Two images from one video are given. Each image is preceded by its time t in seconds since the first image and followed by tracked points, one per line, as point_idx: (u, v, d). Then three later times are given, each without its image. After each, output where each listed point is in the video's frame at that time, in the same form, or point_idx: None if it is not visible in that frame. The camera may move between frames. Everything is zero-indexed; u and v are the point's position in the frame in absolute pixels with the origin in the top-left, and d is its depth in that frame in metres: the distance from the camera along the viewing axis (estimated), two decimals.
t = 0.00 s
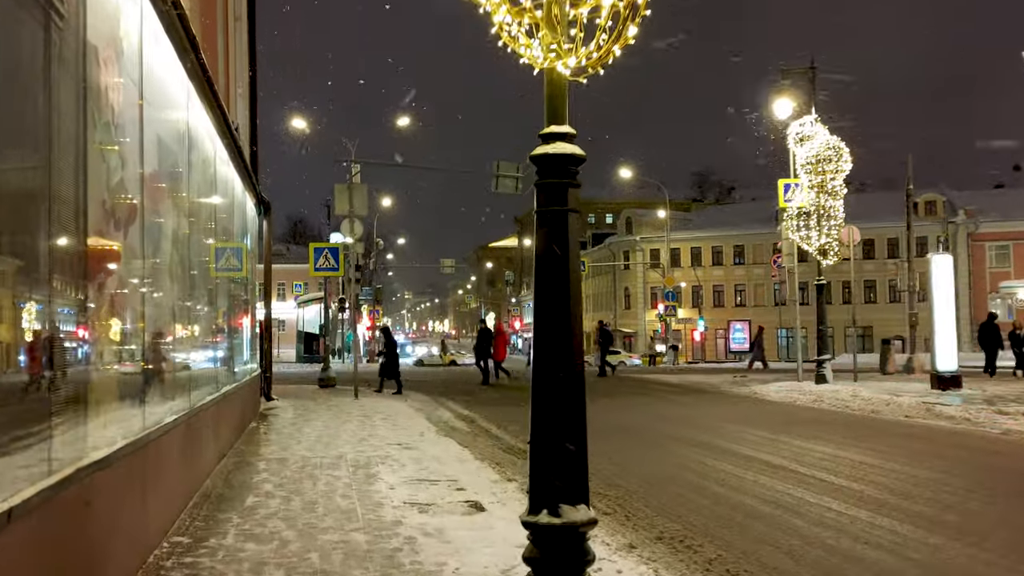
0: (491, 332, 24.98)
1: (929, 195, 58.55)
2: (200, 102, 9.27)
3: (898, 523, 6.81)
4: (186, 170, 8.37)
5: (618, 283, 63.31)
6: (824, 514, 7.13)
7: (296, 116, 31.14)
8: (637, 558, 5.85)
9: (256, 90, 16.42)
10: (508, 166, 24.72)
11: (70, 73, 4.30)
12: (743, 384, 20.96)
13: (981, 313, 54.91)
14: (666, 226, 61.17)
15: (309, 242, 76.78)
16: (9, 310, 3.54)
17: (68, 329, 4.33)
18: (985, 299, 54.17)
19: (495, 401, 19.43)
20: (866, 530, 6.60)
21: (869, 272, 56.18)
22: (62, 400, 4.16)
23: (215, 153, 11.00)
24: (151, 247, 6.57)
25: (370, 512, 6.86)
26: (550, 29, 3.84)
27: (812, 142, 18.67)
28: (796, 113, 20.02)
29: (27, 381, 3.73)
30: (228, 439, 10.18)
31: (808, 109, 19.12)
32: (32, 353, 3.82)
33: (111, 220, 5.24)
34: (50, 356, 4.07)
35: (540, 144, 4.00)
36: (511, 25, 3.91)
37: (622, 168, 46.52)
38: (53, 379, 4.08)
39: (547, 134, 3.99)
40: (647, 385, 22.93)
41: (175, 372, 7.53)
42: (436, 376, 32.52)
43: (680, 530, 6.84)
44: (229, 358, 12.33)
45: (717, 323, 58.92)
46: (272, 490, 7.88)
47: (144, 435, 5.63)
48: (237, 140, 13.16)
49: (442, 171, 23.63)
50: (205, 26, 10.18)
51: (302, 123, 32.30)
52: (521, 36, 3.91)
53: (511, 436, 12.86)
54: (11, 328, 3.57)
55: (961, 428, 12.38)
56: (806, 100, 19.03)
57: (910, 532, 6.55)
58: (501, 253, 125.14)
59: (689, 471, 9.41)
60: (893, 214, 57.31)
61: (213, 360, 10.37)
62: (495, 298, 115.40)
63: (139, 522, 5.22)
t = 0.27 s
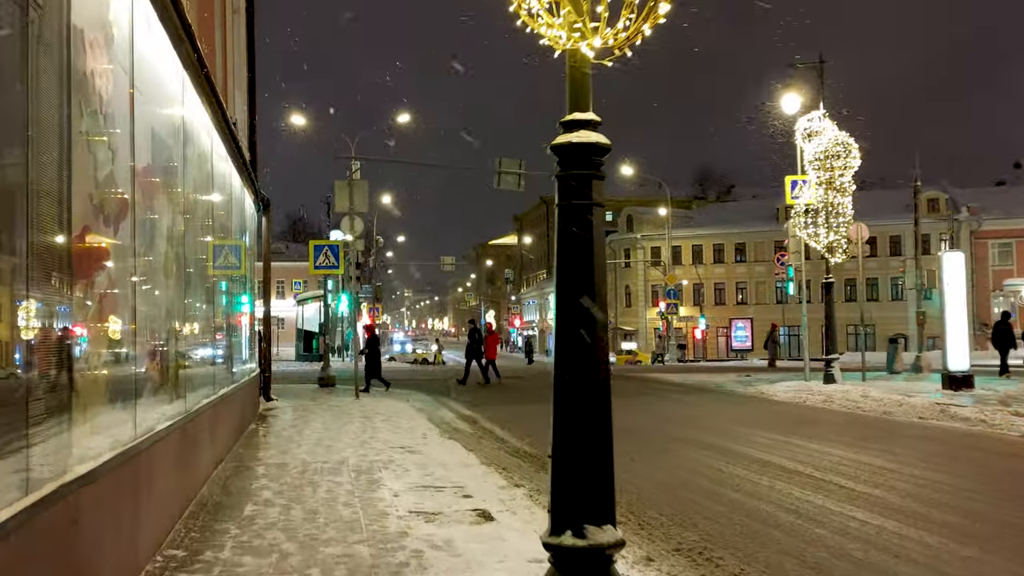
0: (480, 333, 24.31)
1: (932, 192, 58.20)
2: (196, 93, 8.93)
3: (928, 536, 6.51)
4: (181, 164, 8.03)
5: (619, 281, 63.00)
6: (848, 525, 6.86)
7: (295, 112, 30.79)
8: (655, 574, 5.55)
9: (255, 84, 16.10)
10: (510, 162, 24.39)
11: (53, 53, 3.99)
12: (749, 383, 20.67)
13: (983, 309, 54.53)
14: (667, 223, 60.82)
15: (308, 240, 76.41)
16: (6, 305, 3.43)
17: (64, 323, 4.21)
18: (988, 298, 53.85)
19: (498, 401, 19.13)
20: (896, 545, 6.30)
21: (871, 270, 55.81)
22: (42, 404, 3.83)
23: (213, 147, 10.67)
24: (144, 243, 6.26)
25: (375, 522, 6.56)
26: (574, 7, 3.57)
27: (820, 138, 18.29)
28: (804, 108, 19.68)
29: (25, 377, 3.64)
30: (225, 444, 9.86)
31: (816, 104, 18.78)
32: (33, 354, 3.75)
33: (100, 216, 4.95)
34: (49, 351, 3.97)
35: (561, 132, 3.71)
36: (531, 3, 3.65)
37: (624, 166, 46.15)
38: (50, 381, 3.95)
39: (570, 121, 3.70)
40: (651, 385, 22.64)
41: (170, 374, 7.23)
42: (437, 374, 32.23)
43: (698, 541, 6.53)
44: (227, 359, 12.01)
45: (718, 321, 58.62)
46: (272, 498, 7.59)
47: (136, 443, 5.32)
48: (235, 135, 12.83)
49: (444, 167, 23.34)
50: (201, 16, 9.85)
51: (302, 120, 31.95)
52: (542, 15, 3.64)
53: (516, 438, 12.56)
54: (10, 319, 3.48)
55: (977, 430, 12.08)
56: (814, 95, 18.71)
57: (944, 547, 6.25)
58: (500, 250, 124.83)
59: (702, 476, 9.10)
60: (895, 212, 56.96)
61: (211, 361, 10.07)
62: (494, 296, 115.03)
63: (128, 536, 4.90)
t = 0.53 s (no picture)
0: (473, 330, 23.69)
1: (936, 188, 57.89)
2: (193, 77, 8.60)
3: (961, 540, 6.24)
4: (178, 150, 7.72)
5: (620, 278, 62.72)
6: (876, 529, 6.58)
7: (295, 107, 30.49)
8: None
9: (255, 75, 15.82)
10: (514, 157, 24.09)
11: (35, 19, 3.68)
12: (756, 380, 20.41)
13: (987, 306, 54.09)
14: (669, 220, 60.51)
15: (308, 237, 76.20)
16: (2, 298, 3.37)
17: (60, 319, 4.11)
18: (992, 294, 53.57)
19: (501, 398, 18.86)
20: (929, 549, 6.02)
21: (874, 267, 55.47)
22: (20, 402, 3.53)
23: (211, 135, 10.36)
24: (139, 230, 5.96)
25: (382, 525, 6.28)
26: None
27: (830, 130, 17.91)
28: (812, 101, 19.37)
29: (22, 373, 3.57)
30: (224, 442, 9.57)
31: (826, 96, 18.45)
32: (32, 353, 3.68)
33: (88, 202, 4.65)
34: (45, 348, 3.88)
35: (589, 103, 3.42)
36: None
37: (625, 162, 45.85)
38: (31, 376, 3.67)
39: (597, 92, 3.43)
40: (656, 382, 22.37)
41: (166, 371, 6.93)
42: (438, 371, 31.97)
43: (719, 545, 6.23)
44: (226, 355, 11.71)
45: (720, 318, 58.35)
46: (273, 499, 7.30)
47: (128, 444, 5.03)
48: (234, 125, 12.53)
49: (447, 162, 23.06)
50: None
51: (302, 115, 31.64)
52: None
53: (522, 436, 12.29)
54: (8, 315, 3.44)
55: (994, 428, 11.82)
56: (824, 87, 18.36)
57: (981, 553, 5.95)
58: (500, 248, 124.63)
59: (717, 475, 8.81)
60: (898, 208, 56.65)
61: (209, 358, 9.79)
62: (494, 293, 114.86)
63: (118, 543, 4.60)
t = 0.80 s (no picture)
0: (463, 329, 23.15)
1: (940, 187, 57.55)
2: (192, 71, 8.31)
3: (995, 553, 5.98)
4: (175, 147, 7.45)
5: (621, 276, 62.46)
6: (904, 541, 6.31)
7: (295, 105, 30.16)
8: None
9: (256, 71, 15.56)
10: (517, 154, 23.80)
11: None
12: (763, 380, 20.15)
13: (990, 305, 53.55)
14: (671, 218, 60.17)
15: (308, 235, 75.87)
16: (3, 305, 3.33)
17: (60, 319, 4.03)
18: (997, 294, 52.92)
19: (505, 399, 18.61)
20: (963, 563, 5.75)
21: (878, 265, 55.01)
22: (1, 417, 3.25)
23: (211, 132, 10.09)
24: (132, 228, 5.67)
25: (389, 538, 5.99)
26: None
27: (839, 127, 17.60)
28: (821, 97, 19.03)
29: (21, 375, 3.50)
30: (224, 446, 9.36)
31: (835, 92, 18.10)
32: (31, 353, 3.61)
33: (79, 199, 4.41)
34: (44, 349, 3.81)
35: (623, 87, 3.88)
36: None
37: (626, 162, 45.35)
38: (18, 386, 3.44)
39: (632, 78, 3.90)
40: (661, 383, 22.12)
41: (162, 375, 6.66)
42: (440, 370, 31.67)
43: (741, 558, 5.95)
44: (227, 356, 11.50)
45: (723, 317, 58.04)
46: (274, 508, 7.01)
47: (122, 454, 4.77)
48: (235, 123, 12.26)
49: (449, 160, 22.77)
50: None
51: (302, 112, 31.31)
52: None
53: (529, 439, 12.05)
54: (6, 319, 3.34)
55: (1012, 430, 11.54)
56: (833, 82, 18.04)
57: (1019, 568, 5.66)
58: (499, 246, 124.32)
59: (732, 480, 8.53)
60: (902, 206, 56.22)
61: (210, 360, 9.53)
62: (495, 291, 114.48)
63: (109, 563, 4.33)
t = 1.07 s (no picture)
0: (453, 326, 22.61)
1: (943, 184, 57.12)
2: (189, 57, 8.01)
3: None
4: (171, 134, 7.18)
5: (622, 274, 62.15)
6: (933, 545, 6.03)
7: (295, 101, 29.85)
8: None
9: (254, 62, 15.26)
10: (519, 149, 23.50)
11: None
12: (769, 378, 19.87)
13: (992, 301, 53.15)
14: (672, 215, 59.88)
15: (308, 232, 75.57)
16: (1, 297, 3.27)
17: (60, 317, 4.03)
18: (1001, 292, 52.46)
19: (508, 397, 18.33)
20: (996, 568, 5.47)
21: (880, 262, 54.67)
22: None
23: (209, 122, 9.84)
24: (122, 216, 5.37)
25: (393, 542, 5.71)
26: None
27: (848, 120, 17.28)
28: (829, 90, 18.71)
29: (18, 373, 3.44)
30: (222, 444, 9.11)
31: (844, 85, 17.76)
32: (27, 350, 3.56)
33: (66, 182, 4.15)
34: (44, 347, 3.78)
35: (657, 54, 3.64)
36: None
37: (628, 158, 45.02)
38: None
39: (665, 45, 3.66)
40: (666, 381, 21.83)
41: (155, 370, 6.37)
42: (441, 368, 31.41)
43: (763, 563, 5.67)
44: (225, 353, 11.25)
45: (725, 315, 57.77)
46: (273, 510, 6.73)
47: (110, 454, 4.49)
48: (233, 115, 11.99)
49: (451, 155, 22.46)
50: None
51: (302, 108, 31.00)
52: None
53: (535, 438, 11.77)
54: (2, 311, 3.28)
55: None
56: (841, 75, 17.73)
57: None
58: (499, 244, 124.00)
59: (746, 481, 8.25)
60: (905, 203, 55.85)
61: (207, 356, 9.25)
62: (495, 289, 114.14)
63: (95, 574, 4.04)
